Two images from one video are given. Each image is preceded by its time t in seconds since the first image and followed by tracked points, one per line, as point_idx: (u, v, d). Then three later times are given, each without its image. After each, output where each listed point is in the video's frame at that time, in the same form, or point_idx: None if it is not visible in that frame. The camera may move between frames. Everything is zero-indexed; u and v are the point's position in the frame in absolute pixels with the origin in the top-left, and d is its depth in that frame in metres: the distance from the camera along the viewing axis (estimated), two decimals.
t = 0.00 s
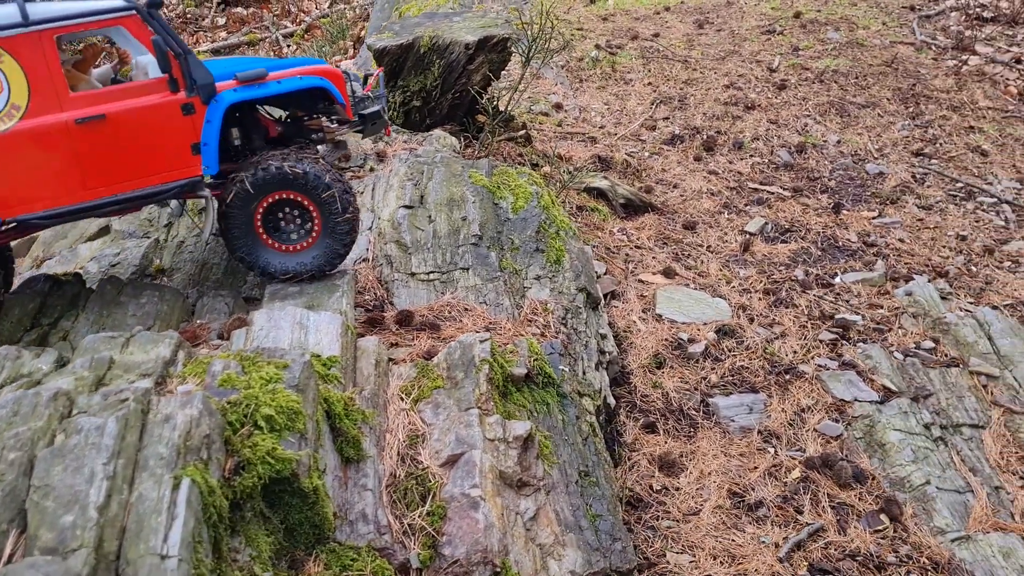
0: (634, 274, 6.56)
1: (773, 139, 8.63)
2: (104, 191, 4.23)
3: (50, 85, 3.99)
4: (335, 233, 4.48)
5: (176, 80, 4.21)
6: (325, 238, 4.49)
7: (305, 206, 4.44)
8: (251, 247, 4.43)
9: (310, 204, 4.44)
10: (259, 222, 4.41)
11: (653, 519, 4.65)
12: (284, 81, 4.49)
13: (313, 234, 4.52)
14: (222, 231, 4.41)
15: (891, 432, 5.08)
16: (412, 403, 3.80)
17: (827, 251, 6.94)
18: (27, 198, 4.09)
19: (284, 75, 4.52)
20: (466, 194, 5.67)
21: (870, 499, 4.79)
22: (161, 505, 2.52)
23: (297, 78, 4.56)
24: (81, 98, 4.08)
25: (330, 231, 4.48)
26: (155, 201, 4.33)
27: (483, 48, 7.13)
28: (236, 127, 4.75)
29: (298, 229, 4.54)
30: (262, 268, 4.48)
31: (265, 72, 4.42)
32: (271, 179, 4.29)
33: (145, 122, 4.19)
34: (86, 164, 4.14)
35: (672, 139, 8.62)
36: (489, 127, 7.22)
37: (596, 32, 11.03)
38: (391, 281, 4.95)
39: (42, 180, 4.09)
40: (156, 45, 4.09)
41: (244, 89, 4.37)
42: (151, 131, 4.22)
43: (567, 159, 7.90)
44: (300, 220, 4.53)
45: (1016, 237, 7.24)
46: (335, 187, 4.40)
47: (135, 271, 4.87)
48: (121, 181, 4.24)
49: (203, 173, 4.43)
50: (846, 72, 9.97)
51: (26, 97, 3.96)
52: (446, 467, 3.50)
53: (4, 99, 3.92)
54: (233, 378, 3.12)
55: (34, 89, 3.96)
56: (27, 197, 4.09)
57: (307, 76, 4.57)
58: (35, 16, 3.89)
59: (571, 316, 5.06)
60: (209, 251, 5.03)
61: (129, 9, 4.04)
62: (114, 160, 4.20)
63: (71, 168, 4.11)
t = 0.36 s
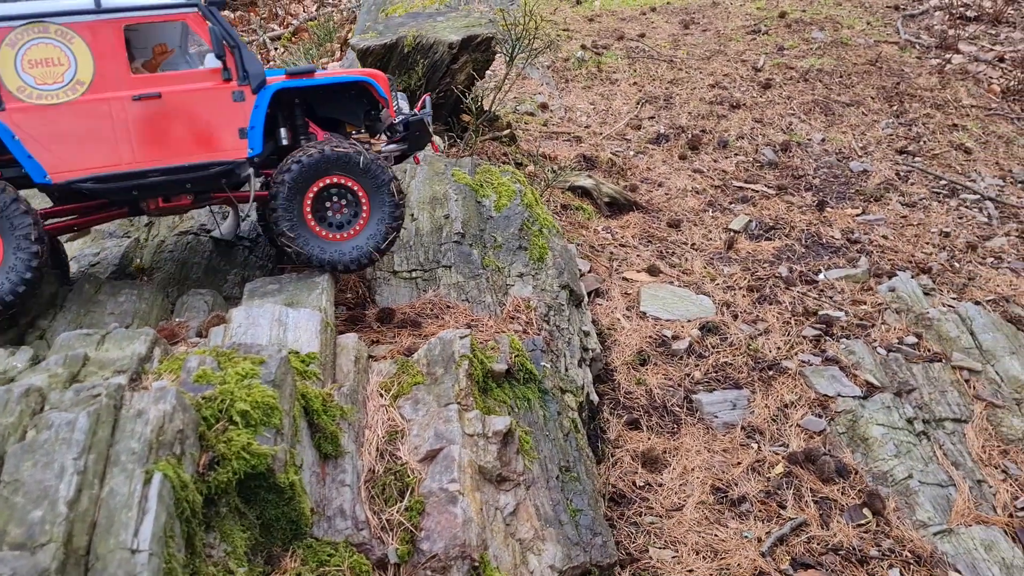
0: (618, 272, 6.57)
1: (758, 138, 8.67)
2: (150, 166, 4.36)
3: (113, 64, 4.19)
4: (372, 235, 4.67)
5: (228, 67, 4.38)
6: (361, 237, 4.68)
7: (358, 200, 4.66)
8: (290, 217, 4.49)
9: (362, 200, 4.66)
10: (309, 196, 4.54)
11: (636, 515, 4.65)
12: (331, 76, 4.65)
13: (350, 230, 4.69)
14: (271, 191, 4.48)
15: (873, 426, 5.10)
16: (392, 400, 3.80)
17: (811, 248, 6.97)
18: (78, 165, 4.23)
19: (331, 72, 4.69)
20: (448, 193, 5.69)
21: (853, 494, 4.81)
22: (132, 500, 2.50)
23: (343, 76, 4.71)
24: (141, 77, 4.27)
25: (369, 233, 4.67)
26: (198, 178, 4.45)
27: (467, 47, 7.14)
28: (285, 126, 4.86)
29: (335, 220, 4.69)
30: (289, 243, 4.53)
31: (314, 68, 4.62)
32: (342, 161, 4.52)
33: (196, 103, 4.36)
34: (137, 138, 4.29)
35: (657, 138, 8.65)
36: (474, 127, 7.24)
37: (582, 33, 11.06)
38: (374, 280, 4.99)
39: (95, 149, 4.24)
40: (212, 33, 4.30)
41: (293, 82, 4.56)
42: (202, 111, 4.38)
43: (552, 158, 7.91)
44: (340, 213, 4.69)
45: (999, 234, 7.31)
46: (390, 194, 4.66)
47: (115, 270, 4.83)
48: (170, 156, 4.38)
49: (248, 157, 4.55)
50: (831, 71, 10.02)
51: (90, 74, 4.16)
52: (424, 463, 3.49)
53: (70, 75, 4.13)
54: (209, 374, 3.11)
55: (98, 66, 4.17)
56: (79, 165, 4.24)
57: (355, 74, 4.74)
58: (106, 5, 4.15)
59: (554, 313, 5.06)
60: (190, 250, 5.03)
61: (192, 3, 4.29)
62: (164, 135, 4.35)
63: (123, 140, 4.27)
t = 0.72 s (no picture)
0: (608, 271, 6.55)
1: (748, 136, 8.68)
2: (162, 179, 4.18)
3: (125, 73, 4.02)
4: (376, 258, 4.57)
5: (241, 76, 4.23)
6: (366, 257, 4.57)
7: (375, 220, 4.57)
8: (306, 214, 4.36)
9: (378, 222, 4.58)
10: (330, 200, 4.42)
11: (627, 513, 4.63)
12: (346, 88, 4.53)
13: (357, 246, 4.58)
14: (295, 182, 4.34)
15: (865, 423, 5.09)
16: (380, 398, 3.77)
17: (802, 245, 6.97)
18: (87, 177, 4.03)
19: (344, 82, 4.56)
20: (437, 192, 5.67)
21: (845, 490, 4.80)
22: (113, 500, 2.46)
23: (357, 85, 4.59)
24: (153, 87, 4.10)
25: (374, 256, 4.57)
26: (211, 191, 4.27)
27: (455, 47, 7.11)
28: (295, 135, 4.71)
29: (343, 232, 4.57)
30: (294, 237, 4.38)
31: (327, 79, 4.48)
32: (374, 178, 4.45)
33: (210, 113, 4.19)
34: (148, 150, 4.11)
35: (648, 137, 8.65)
36: (462, 127, 7.22)
37: (572, 33, 11.06)
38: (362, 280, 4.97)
39: (104, 161, 4.05)
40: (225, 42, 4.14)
41: (306, 93, 4.42)
42: (216, 121, 4.21)
43: (542, 158, 7.90)
44: (350, 226, 4.58)
45: (989, 231, 7.35)
46: (406, 224, 4.60)
47: (101, 271, 4.76)
48: (182, 169, 4.20)
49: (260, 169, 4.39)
50: (821, 69, 10.05)
51: (100, 82, 3.98)
52: (412, 461, 3.46)
53: (80, 83, 3.95)
54: (193, 372, 3.07)
55: (109, 75, 4.00)
56: (88, 177, 4.03)
57: (368, 85, 4.62)
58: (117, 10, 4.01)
59: (543, 311, 5.05)
60: (176, 250, 4.98)
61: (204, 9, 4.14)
62: (177, 146, 4.17)
63: (134, 152, 4.08)
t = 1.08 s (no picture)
0: (596, 269, 6.54)
1: (737, 135, 8.68)
2: (156, 182, 4.14)
3: (120, 74, 3.96)
4: (365, 269, 4.53)
5: (237, 80, 4.17)
6: (353, 267, 4.53)
7: (370, 232, 4.55)
8: (303, 213, 4.32)
9: (371, 235, 4.55)
10: (329, 203, 4.39)
11: (614, 511, 4.61)
12: (343, 93, 4.49)
13: (347, 253, 4.54)
14: (299, 179, 4.31)
15: (853, 420, 5.08)
16: (362, 396, 3.75)
17: (790, 243, 6.97)
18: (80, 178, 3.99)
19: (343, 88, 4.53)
20: (424, 189, 5.63)
21: (832, 487, 4.78)
22: (85, 496, 2.42)
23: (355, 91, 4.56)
24: (148, 89, 4.04)
25: (362, 268, 4.53)
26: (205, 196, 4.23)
27: (443, 45, 7.12)
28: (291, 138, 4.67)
29: (335, 238, 4.52)
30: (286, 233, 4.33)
31: (325, 85, 4.43)
32: (378, 192, 4.44)
33: (206, 117, 4.13)
34: (142, 153, 4.06)
35: (637, 136, 8.65)
36: (450, 126, 7.21)
37: (562, 33, 11.06)
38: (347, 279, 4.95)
39: (98, 163, 4.00)
40: (223, 46, 4.09)
41: (303, 98, 4.36)
42: (211, 125, 4.15)
43: (531, 157, 7.88)
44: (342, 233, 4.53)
45: (977, 228, 7.36)
46: (398, 240, 4.57)
47: (83, 270, 4.73)
48: (176, 172, 4.15)
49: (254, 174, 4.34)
50: (810, 68, 10.07)
51: (95, 83, 3.93)
52: (394, 459, 3.44)
53: (74, 84, 3.89)
54: (170, 370, 3.04)
55: (104, 76, 3.94)
56: (81, 179, 3.99)
57: (365, 91, 4.58)
58: (113, 9, 3.93)
59: (529, 309, 5.04)
60: (160, 249, 4.95)
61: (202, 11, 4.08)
62: (171, 150, 4.12)
63: (128, 155, 4.03)
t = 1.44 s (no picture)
0: (583, 267, 6.55)
1: (726, 134, 8.71)
2: (162, 196, 4.01)
3: (130, 85, 3.78)
4: (353, 295, 4.39)
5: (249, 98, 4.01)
6: (343, 291, 4.37)
7: (369, 260, 4.45)
8: (315, 225, 4.18)
9: (368, 264, 4.44)
10: (342, 223, 4.27)
11: (597, 507, 4.61)
12: (354, 116, 4.34)
13: (342, 274, 4.39)
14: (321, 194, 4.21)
15: (836, 416, 5.10)
16: (342, 391, 3.75)
17: (777, 241, 6.99)
18: (84, 190, 3.83)
19: (354, 109, 4.38)
20: (409, 187, 5.66)
21: (815, 483, 4.79)
22: (55, 488, 2.42)
23: (366, 114, 4.41)
24: (159, 102, 3.88)
25: (351, 294, 4.39)
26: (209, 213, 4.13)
27: (431, 43, 7.14)
28: (296, 151, 4.55)
29: (334, 257, 4.36)
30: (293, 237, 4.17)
31: (337, 105, 4.28)
32: (391, 230, 4.38)
33: (217, 133, 4.00)
34: (150, 167, 3.92)
35: (626, 135, 8.67)
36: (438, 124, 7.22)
37: (553, 33, 11.09)
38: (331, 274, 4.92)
39: (105, 176, 3.85)
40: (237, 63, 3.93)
41: (313, 118, 4.22)
42: (221, 142, 4.03)
43: (519, 156, 7.90)
44: (341, 254, 4.38)
45: (964, 226, 7.40)
46: (391, 277, 4.49)
47: (66, 267, 4.73)
48: (181, 189, 4.03)
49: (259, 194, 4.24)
50: (799, 67, 10.10)
51: (105, 94, 3.73)
52: (373, 453, 3.44)
53: (83, 94, 3.69)
54: (146, 363, 3.03)
55: (114, 87, 3.75)
56: (86, 192, 3.84)
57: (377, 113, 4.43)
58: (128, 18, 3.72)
59: (514, 306, 5.04)
60: (144, 246, 4.95)
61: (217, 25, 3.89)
62: (178, 166, 3.99)
63: (135, 168, 3.88)
